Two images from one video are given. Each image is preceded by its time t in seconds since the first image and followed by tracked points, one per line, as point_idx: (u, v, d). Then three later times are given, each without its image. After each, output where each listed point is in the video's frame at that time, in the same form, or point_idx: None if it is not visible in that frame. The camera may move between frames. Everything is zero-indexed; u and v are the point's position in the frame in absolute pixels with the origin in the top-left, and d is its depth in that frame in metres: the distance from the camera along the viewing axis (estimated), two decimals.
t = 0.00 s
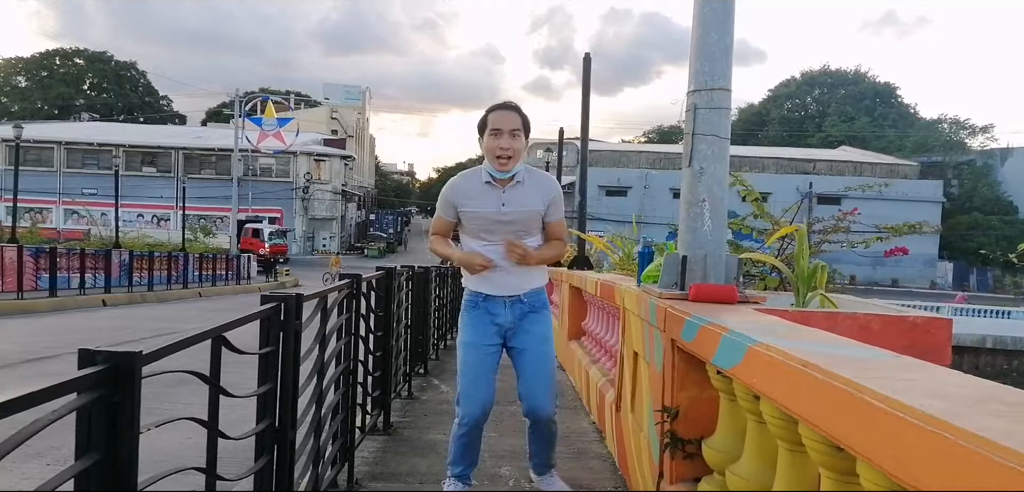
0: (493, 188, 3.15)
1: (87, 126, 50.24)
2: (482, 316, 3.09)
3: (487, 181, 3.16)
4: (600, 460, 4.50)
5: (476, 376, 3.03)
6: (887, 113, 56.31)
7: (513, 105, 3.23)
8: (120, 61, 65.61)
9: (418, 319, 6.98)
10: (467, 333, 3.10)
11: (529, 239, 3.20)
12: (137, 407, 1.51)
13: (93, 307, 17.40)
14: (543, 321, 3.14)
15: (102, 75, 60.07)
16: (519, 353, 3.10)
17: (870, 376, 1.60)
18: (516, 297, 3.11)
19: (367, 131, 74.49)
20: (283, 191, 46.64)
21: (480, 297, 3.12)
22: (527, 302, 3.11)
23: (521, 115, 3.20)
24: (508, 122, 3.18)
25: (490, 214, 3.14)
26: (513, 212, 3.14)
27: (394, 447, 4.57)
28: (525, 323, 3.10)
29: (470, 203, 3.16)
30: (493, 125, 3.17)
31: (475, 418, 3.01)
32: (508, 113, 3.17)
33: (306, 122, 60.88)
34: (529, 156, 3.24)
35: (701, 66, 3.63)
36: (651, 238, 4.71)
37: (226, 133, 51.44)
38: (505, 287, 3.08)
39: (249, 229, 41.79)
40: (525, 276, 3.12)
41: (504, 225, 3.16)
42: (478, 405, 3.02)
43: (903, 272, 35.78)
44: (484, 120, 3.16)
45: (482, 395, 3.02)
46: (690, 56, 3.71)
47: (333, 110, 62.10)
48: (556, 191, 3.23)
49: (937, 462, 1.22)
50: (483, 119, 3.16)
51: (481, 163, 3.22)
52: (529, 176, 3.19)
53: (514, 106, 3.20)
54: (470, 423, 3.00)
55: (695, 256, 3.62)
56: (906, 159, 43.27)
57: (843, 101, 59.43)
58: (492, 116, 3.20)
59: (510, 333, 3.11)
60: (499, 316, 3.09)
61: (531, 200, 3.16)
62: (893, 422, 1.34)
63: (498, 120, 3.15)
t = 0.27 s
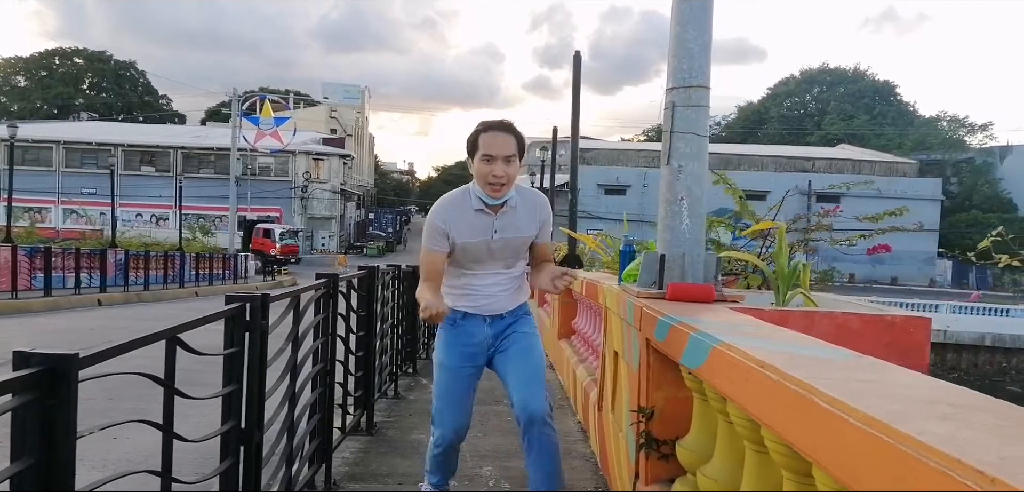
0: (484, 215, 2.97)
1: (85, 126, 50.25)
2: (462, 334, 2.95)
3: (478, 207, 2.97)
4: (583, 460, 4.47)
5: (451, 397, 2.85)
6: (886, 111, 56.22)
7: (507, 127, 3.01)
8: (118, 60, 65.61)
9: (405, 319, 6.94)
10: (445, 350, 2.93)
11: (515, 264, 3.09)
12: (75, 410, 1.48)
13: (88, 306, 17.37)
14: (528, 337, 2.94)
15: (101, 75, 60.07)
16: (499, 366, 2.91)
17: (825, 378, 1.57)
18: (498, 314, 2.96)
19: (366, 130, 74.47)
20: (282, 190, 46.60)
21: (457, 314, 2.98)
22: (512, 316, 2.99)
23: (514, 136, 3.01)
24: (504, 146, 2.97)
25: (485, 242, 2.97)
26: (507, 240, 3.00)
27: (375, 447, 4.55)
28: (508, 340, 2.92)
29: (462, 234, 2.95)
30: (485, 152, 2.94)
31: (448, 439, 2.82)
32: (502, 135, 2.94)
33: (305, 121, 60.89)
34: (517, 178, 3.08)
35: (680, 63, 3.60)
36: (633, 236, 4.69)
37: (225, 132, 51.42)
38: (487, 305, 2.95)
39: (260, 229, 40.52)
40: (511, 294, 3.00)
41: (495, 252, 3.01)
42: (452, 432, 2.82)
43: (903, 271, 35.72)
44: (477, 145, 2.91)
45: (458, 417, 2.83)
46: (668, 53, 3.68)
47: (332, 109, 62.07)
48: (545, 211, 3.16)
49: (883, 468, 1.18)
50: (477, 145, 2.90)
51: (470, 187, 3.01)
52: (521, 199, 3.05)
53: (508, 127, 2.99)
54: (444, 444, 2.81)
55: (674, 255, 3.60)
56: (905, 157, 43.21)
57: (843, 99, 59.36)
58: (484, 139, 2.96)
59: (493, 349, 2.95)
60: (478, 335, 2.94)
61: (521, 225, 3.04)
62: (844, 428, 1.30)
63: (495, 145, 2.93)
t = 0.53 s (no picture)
0: (500, 215, 2.66)
1: (82, 120, 50.17)
2: (469, 339, 2.65)
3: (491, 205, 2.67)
4: (574, 453, 4.45)
5: (459, 397, 2.36)
6: (885, 106, 56.20)
7: (529, 114, 2.68)
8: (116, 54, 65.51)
9: (399, 312, 6.93)
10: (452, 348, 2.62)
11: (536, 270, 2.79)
12: (40, 401, 1.67)
13: (83, 300, 17.35)
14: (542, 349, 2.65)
15: (98, 68, 59.97)
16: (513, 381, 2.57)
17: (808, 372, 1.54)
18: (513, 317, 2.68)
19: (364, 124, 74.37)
20: (279, 184, 46.54)
21: (464, 318, 2.69)
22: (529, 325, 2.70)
23: (538, 127, 2.67)
24: (525, 136, 2.64)
25: (498, 245, 2.66)
26: (522, 245, 2.69)
27: (366, 440, 4.53)
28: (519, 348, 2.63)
29: (473, 235, 2.67)
30: (498, 142, 2.64)
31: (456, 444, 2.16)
32: (522, 126, 2.62)
33: (303, 116, 60.81)
34: (541, 177, 2.75)
35: (670, 54, 3.57)
36: (625, 229, 4.66)
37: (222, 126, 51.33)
38: (496, 310, 2.67)
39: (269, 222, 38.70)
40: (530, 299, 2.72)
41: (511, 253, 2.69)
42: (466, 435, 2.19)
43: (901, 265, 35.71)
44: (487, 135, 2.62)
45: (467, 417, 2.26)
46: (659, 42, 3.64)
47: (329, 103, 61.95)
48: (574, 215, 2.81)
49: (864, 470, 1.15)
50: (487, 135, 2.61)
51: (484, 184, 2.71)
52: (542, 200, 2.72)
53: (531, 116, 2.67)
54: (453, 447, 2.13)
55: (664, 247, 3.58)
56: (904, 151, 43.20)
57: (842, 93, 59.33)
58: (500, 128, 2.65)
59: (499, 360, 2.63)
60: (489, 340, 2.64)
61: (540, 229, 2.71)
62: (819, 419, 1.28)
63: (512, 134, 2.60)
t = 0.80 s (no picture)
0: (461, 192, 2.44)
1: (75, 106, 49.87)
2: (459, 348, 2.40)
3: (455, 181, 2.46)
4: (579, 436, 4.55)
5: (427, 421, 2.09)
6: (881, 94, 56.34)
7: (485, 73, 2.38)
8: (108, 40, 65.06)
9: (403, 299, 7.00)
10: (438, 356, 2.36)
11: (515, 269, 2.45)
12: (93, 382, 1.53)
13: (80, 288, 17.34)
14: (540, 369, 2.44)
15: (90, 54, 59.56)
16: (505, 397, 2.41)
17: (822, 348, 1.63)
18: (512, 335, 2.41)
19: (359, 112, 74.12)
20: (274, 172, 46.42)
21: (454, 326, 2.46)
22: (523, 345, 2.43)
23: (492, 88, 2.37)
24: (478, 99, 2.37)
25: (458, 230, 2.42)
26: (488, 230, 2.39)
27: (374, 424, 4.61)
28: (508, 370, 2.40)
29: (437, 216, 2.48)
30: (449, 105, 2.40)
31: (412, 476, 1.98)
32: (470, 88, 2.35)
33: (298, 103, 60.58)
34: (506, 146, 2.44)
35: (677, 44, 3.63)
36: (629, 217, 4.72)
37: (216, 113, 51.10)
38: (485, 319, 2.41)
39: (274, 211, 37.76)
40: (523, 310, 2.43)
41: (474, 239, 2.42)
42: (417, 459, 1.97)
43: (895, 253, 35.93)
44: (436, 97, 2.41)
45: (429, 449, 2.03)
46: (666, 31, 3.70)
47: (324, 91, 61.71)
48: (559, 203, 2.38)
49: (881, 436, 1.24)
50: (435, 97, 2.41)
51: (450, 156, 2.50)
52: (510, 174, 2.40)
53: (486, 76, 2.38)
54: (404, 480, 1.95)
55: (671, 234, 3.65)
56: (899, 140, 43.37)
57: (837, 82, 59.41)
58: (452, 92, 2.41)
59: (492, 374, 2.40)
60: (479, 356, 2.39)
61: (508, 210, 2.36)
62: (836, 393, 1.37)
63: (456, 97, 2.34)
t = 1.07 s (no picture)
0: (466, 228, 2.11)
1: (69, 105, 49.79)
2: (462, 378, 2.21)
3: (456, 213, 2.11)
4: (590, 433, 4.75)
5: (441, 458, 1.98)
6: (873, 92, 56.82)
7: (496, 92, 2.08)
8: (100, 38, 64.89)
9: (412, 301, 7.20)
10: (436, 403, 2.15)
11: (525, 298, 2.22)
12: (185, 385, 1.70)
13: (82, 288, 17.45)
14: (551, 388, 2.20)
15: (83, 52, 59.44)
16: (519, 431, 2.15)
17: (838, 355, 1.81)
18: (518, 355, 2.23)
19: (353, 110, 74.14)
20: (269, 170, 46.47)
21: (454, 353, 2.25)
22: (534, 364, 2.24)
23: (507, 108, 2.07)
24: (491, 121, 2.06)
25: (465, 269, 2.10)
26: (499, 265, 2.11)
27: (393, 422, 4.79)
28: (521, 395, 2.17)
29: (432, 251, 2.13)
30: (458, 125, 2.06)
31: None
32: (481, 108, 2.03)
33: (292, 101, 60.60)
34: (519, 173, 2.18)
35: (687, 60, 3.81)
36: (639, 223, 4.90)
37: (210, 112, 51.08)
38: (497, 347, 2.20)
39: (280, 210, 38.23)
40: (531, 332, 2.24)
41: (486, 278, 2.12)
42: None
43: (887, 251, 36.35)
44: (443, 117, 2.06)
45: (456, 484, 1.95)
46: (677, 46, 3.87)
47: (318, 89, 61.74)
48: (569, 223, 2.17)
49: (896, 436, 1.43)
50: (442, 117, 2.05)
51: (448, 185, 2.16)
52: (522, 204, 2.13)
53: (498, 93, 2.07)
54: None
55: (682, 242, 3.83)
56: (891, 138, 43.76)
57: (830, 80, 59.82)
58: (456, 111, 2.06)
59: (504, 404, 2.19)
60: (486, 384, 2.19)
61: (524, 243, 2.11)
62: (852, 399, 1.54)
63: (476, 121, 2.02)
